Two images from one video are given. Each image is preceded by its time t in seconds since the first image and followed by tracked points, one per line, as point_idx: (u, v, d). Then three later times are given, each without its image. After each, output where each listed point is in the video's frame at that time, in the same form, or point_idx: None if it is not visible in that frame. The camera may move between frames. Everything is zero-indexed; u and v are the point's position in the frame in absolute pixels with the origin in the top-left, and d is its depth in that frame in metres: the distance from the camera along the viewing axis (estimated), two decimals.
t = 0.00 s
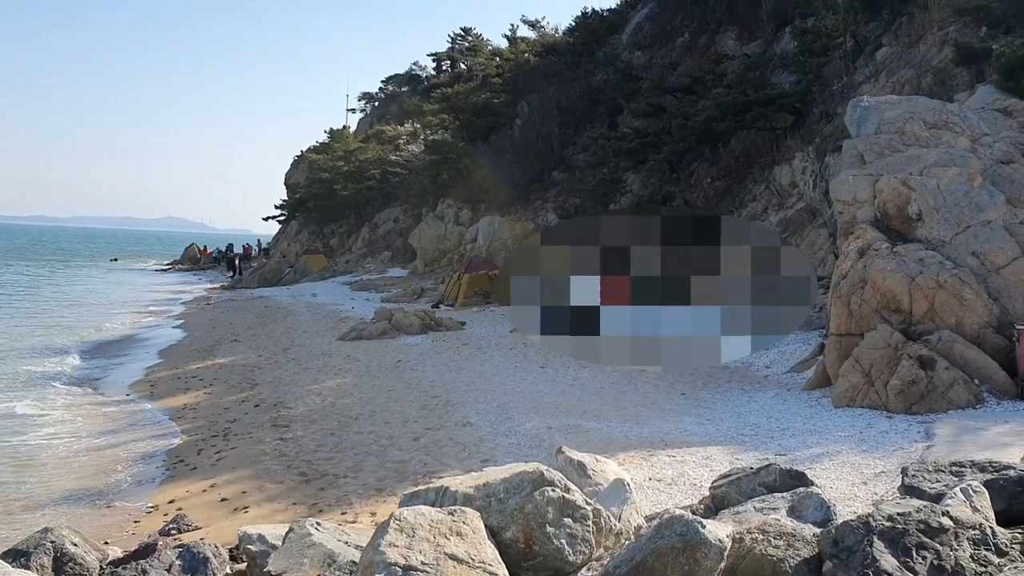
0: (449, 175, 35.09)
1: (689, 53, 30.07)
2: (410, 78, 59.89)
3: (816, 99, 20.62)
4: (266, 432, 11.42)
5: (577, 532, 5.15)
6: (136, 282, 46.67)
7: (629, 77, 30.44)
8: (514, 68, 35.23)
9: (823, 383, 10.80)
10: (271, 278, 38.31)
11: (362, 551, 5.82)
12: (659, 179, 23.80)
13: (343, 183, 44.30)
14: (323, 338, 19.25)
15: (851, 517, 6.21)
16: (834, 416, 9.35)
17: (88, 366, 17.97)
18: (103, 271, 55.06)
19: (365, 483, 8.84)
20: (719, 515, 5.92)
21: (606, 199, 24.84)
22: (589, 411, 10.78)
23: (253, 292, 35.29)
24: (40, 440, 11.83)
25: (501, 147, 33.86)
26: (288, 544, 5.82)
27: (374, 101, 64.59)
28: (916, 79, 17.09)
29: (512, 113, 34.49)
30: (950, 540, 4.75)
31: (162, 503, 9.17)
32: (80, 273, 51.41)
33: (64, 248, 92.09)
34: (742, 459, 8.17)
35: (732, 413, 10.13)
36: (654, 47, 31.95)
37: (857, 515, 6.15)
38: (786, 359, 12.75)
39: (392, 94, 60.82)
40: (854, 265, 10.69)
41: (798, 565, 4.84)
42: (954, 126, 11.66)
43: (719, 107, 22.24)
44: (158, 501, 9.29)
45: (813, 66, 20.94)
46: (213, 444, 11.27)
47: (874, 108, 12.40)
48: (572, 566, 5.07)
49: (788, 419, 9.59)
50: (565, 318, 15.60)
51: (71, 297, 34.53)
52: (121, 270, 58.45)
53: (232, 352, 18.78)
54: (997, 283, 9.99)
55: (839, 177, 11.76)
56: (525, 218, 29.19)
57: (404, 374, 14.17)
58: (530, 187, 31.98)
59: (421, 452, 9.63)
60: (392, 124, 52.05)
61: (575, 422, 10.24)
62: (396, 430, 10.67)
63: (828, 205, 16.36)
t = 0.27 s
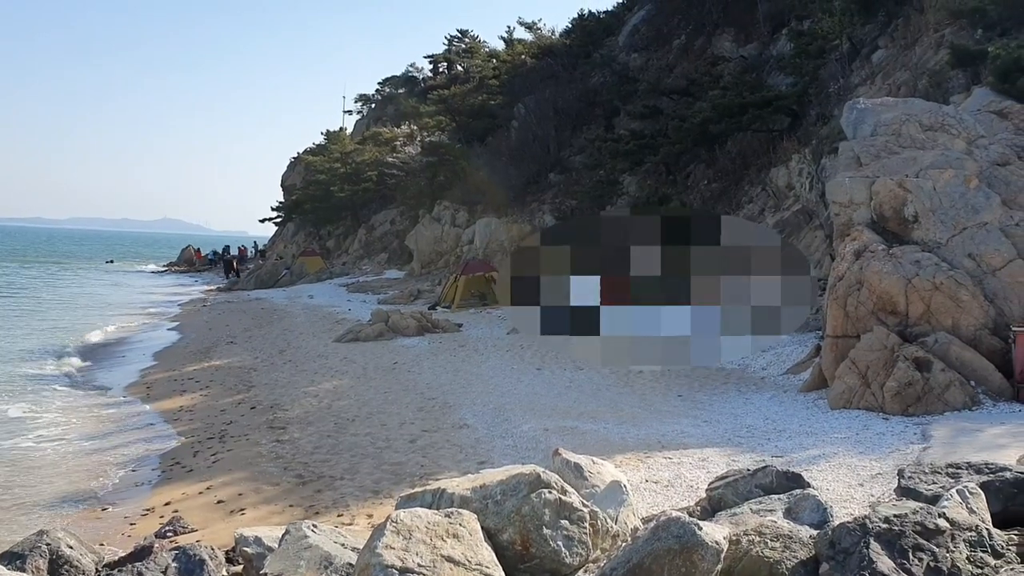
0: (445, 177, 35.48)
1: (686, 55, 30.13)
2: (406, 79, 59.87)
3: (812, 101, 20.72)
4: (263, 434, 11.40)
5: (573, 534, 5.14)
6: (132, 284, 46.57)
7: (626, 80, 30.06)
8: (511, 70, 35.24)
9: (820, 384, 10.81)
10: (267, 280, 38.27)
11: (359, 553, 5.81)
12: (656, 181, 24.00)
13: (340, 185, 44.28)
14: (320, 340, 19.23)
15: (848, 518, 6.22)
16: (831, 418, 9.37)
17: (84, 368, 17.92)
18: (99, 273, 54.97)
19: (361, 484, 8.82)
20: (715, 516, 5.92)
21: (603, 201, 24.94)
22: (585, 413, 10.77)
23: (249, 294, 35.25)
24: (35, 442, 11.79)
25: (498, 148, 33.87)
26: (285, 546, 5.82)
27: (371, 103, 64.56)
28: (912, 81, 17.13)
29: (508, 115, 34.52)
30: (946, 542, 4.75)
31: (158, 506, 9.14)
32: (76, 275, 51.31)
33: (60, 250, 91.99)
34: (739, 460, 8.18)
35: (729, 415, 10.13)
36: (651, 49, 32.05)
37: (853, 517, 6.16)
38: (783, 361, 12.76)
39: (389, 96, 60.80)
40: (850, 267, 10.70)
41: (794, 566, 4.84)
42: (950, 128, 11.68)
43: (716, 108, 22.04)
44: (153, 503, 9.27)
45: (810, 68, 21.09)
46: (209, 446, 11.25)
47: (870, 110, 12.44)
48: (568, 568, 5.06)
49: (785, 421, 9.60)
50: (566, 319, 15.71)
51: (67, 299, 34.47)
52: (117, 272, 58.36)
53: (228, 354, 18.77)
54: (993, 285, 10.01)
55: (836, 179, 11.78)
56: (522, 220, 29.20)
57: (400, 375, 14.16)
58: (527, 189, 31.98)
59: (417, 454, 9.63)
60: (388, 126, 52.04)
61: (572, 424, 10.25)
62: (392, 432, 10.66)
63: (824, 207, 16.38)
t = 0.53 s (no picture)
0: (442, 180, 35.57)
1: (683, 57, 30.19)
2: (404, 82, 59.89)
3: (810, 103, 20.76)
4: (260, 436, 11.38)
5: (571, 536, 5.14)
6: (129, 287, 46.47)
7: (622, 82, 29.92)
8: (508, 72, 35.27)
9: (817, 387, 10.82)
10: (264, 282, 38.23)
11: (357, 556, 5.79)
12: (653, 183, 24.00)
13: (337, 187, 44.27)
14: (317, 342, 19.22)
15: (846, 520, 6.22)
16: (829, 420, 9.36)
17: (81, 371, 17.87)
18: (95, 275, 54.87)
19: (359, 487, 8.81)
20: (714, 518, 5.91)
21: (600, 203, 24.94)
22: (583, 415, 10.76)
23: (247, 296, 35.22)
24: (33, 444, 11.76)
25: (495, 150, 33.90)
26: (283, 548, 5.80)
27: (368, 105, 64.59)
28: (909, 83, 17.16)
29: (506, 118, 34.53)
30: (945, 544, 4.75)
31: (155, 508, 9.12)
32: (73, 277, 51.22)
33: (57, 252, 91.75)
34: (736, 462, 8.18)
35: (726, 417, 10.12)
36: (648, 51, 32.11)
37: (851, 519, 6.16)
38: (780, 363, 12.76)
39: (386, 99, 60.79)
40: (847, 268, 10.72)
41: (793, 569, 4.84)
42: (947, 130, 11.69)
43: (713, 111, 21.94)
44: (151, 505, 9.25)
45: (807, 70, 21.15)
46: (206, 449, 11.22)
47: (868, 112, 12.46)
48: (566, 571, 5.06)
49: (782, 423, 9.59)
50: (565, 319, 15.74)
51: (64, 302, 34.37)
52: (114, 274, 58.23)
53: (226, 356, 18.73)
54: (990, 288, 10.04)
55: (833, 181, 11.80)
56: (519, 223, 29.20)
57: (398, 378, 14.15)
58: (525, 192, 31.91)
59: (415, 456, 9.61)
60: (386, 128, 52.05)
61: (570, 426, 10.24)
62: (390, 434, 10.65)
63: (821, 209, 16.39)
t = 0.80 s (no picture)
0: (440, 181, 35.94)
1: (681, 58, 30.21)
2: (402, 82, 59.86)
3: (808, 104, 20.77)
4: (259, 437, 11.37)
5: (570, 537, 5.14)
6: (127, 287, 46.39)
7: (621, 83, 30.11)
8: (507, 73, 35.26)
9: (815, 388, 10.82)
10: (263, 282, 38.25)
11: (355, 557, 5.79)
12: (652, 184, 24.01)
13: (336, 188, 44.27)
14: (316, 342, 19.20)
15: (844, 521, 6.23)
16: (827, 421, 9.36)
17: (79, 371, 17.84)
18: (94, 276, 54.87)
19: (358, 487, 8.80)
20: (712, 519, 5.91)
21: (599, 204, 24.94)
22: (581, 416, 10.76)
23: (245, 297, 35.19)
24: (31, 445, 11.75)
25: (494, 151, 33.90)
26: (281, 549, 5.80)
27: (366, 105, 64.56)
28: (907, 84, 17.18)
29: (504, 118, 34.54)
30: (943, 544, 4.75)
31: (154, 509, 9.11)
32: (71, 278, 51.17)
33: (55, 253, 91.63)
34: (735, 463, 8.17)
35: (725, 418, 10.12)
36: (647, 52, 32.12)
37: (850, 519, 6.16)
38: (779, 363, 12.76)
39: (385, 99, 60.77)
40: (846, 269, 10.72)
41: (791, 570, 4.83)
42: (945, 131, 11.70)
43: (712, 112, 22.05)
44: (149, 506, 9.24)
45: (806, 71, 21.18)
46: (204, 450, 11.21)
47: (866, 113, 12.47)
48: (565, 571, 5.06)
49: (781, 424, 9.59)
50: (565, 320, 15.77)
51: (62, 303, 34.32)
52: (112, 275, 58.16)
53: (224, 357, 18.71)
54: (988, 289, 10.05)
55: (831, 182, 11.81)
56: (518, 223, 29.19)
57: (396, 379, 14.14)
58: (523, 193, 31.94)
59: (414, 456, 9.61)
60: (384, 129, 52.04)
61: (569, 427, 10.24)
62: (389, 435, 10.64)
63: (820, 210, 16.40)
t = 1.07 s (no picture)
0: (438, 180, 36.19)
1: (679, 57, 30.22)
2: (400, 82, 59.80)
3: (805, 104, 20.77)
4: (256, 437, 11.35)
5: (567, 536, 5.13)
6: (124, 287, 46.29)
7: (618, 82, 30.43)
8: (504, 73, 35.24)
9: (812, 387, 10.83)
10: (261, 282, 38.21)
11: (352, 556, 5.78)
12: (650, 183, 24.02)
13: (334, 188, 44.24)
14: (313, 342, 19.18)
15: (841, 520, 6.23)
16: (824, 420, 9.37)
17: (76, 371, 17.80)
18: (92, 275, 54.77)
19: (355, 487, 8.80)
20: (709, 519, 5.91)
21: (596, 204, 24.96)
22: (579, 416, 10.75)
23: (243, 297, 35.14)
24: (28, 445, 11.72)
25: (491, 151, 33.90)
26: (278, 548, 5.80)
27: (364, 105, 64.50)
28: (904, 84, 17.19)
29: (501, 118, 34.53)
30: (940, 543, 4.76)
31: (151, 508, 9.10)
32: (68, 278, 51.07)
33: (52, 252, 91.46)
34: (731, 463, 8.18)
35: (722, 418, 10.14)
36: (644, 52, 32.12)
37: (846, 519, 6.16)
38: (776, 363, 12.78)
39: (382, 99, 60.72)
40: (843, 269, 10.74)
41: (788, 568, 4.83)
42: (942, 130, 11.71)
43: (709, 112, 22.17)
44: (146, 506, 9.23)
45: (803, 71, 21.19)
46: (201, 449, 11.18)
47: (863, 113, 12.48)
48: (562, 570, 5.06)
49: (778, 423, 9.61)
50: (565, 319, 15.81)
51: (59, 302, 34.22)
52: (109, 275, 58.05)
53: (221, 357, 18.68)
54: (985, 288, 10.06)
55: (828, 182, 11.82)
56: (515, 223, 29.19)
57: (394, 378, 14.13)
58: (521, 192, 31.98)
59: (411, 456, 9.60)
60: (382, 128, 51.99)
61: (566, 427, 10.23)
62: (386, 434, 10.63)
63: (817, 210, 16.43)
